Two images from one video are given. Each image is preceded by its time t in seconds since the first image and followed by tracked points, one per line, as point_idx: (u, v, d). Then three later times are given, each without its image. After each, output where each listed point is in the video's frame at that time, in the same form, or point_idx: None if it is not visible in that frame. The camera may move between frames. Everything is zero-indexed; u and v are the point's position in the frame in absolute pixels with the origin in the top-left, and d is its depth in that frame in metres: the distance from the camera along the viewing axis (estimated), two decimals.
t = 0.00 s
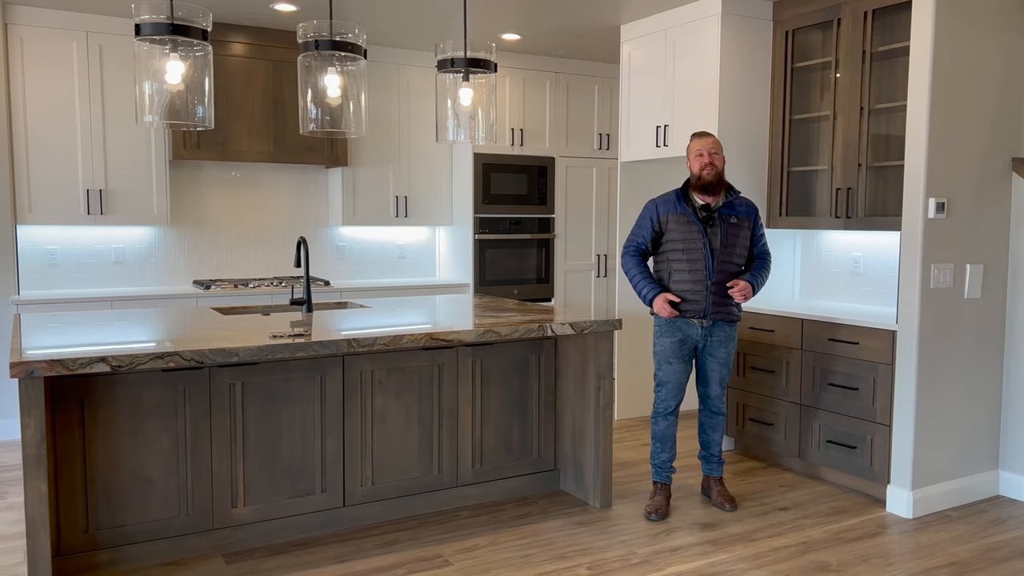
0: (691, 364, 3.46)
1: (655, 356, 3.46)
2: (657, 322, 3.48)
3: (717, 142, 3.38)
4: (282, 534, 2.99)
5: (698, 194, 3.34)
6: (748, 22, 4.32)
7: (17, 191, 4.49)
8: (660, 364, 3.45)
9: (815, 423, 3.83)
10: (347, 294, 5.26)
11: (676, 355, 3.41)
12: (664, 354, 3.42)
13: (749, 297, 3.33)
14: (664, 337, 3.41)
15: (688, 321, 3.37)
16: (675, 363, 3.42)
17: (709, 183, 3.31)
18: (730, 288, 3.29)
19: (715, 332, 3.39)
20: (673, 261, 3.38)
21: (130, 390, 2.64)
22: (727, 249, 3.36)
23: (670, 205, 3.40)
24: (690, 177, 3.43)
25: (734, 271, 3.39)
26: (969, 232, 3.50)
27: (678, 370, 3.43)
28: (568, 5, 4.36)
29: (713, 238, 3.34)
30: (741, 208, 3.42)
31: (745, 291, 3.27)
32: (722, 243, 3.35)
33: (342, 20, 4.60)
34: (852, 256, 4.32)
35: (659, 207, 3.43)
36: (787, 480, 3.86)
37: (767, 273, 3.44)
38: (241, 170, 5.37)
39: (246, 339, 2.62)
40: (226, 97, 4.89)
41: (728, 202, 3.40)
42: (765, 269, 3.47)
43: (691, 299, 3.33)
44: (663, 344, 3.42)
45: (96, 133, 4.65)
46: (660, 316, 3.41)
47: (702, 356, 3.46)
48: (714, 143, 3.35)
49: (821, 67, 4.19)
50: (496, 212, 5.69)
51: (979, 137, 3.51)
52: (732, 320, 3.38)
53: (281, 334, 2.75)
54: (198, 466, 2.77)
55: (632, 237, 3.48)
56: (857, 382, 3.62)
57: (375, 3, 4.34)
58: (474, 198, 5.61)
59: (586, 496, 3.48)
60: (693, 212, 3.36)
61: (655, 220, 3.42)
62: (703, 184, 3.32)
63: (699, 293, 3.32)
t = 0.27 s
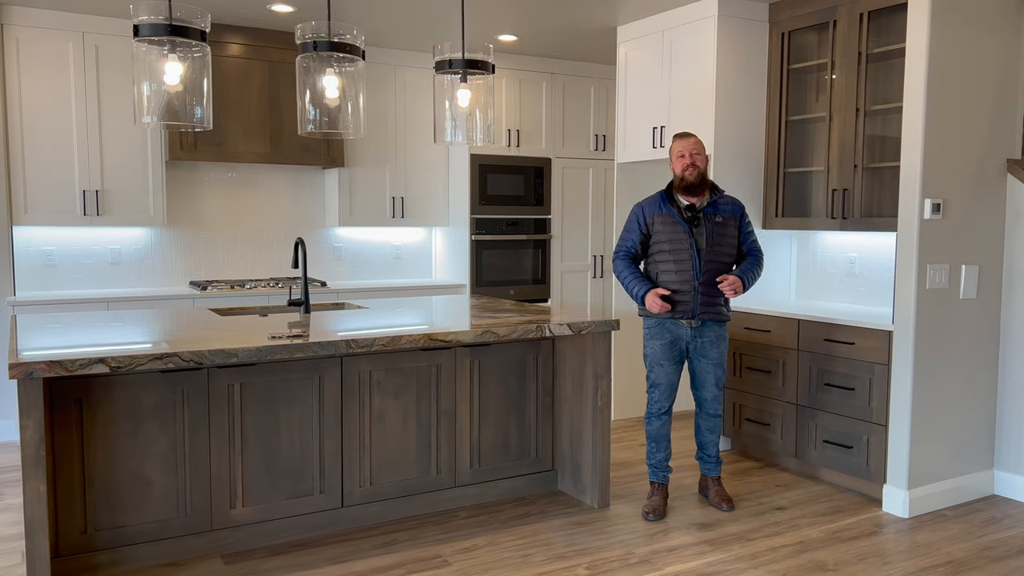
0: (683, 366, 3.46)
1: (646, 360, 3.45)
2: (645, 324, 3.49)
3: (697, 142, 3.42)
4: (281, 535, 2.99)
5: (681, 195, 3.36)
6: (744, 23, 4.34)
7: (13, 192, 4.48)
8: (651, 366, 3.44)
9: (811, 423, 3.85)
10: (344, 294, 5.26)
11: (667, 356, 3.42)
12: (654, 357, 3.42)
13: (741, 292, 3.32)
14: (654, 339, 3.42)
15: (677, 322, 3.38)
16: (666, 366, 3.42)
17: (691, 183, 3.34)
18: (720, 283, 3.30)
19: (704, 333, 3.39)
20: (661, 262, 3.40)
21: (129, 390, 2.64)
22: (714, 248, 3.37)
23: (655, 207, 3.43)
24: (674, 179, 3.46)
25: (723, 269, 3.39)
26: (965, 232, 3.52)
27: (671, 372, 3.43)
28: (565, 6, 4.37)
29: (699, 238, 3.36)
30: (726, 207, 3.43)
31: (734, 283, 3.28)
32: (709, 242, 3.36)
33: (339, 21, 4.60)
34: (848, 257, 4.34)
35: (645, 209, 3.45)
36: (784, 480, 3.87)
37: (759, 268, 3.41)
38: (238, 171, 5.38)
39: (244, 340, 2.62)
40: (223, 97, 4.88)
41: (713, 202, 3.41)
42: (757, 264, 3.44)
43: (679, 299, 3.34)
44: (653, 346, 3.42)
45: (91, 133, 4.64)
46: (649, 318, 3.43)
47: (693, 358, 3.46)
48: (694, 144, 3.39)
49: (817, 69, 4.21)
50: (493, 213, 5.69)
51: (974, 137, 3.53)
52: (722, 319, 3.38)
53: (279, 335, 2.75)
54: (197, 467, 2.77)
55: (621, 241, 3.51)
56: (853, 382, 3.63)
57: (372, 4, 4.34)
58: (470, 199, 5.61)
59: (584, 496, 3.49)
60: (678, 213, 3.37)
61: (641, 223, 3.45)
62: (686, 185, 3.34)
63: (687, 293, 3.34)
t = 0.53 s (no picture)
0: (678, 366, 3.47)
1: (640, 362, 3.46)
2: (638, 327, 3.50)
3: (685, 142, 3.40)
4: (281, 536, 2.99)
5: (667, 197, 3.38)
6: (741, 25, 4.35)
7: (11, 194, 4.47)
8: (645, 368, 3.45)
9: (810, 423, 3.86)
10: (342, 296, 5.26)
11: (661, 358, 3.42)
12: (648, 359, 3.43)
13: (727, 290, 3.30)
14: (647, 341, 3.42)
15: (668, 323, 3.39)
16: (660, 367, 3.43)
17: (676, 185, 3.34)
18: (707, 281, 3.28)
19: (697, 333, 3.39)
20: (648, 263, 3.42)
21: (128, 391, 2.64)
22: (700, 247, 3.37)
23: (641, 210, 3.46)
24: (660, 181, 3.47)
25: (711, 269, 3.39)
26: (962, 233, 3.53)
27: (665, 373, 3.44)
28: (563, 8, 4.38)
29: (686, 238, 3.36)
30: (711, 206, 3.43)
31: (719, 281, 3.24)
32: (695, 242, 3.37)
33: (337, 23, 4.60)
34: (846, 258, 4.35)
35: (632, 213, 3.48)
36: (782, 480, 3.88)
37: (750, 265, 3.38)
38: (236, 172, 5.38)
39: (244, 341, 2.62)
40: (221, 98, 4.89)
41: (698, 201, 3.41)
42: (749, 261, 3.41)
43: (668, 300, 3.35)
44: (646, 348, 3.43)
45: (90, 134, 4.63)
46: (640, 320, 3.45)
47: (688, 359, 3.45)
48: (681, 145, 3.37)
49: (815, 70, 4.23)
50: (491, 214, 5.70)
51: (972, 138, 3.54)
52: (713, 319, 3.38)
53: (279, 336, 2.75)
54: (196, 468, 2.77)
55: (610, 244, 3.53)
56: (852, 383, 3.64)
57: (371, 6, 4.35)
58: (468, 200, 5.62)
59: (583, 496, 3.49)
60: (664, 214, 3.39)
61: (629, 226, 3.48)
62: (670, 187, 3.35)
63: (675, 293, 3.35)
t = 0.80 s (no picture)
0: (674, 368, 3.47)
1: (637, 364, 3.47)
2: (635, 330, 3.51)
3: (675, 144, 3.41)
4: (281, 537, 2.99)
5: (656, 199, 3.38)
6: (741, 27, 4.36)
7: (11, 196, 4.47)
8: (642, 371, 3.46)
9: (810, 424, 3.87)
10: (342, 297, 5.26)
11: (657, 360, 3.43)
12: (645, 361, 3.44)
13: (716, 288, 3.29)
14: (643, 344, 3.43)
15: (663, 325, 3.39)
16: (656, 369, 3.44)
17: (664, 189, 3.36)
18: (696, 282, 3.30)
19: (692, 334, 3.39)
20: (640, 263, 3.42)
21: (129, 393, 2.64)
22: (691, 247, 3.37)
23: (631, 212, 3.46)
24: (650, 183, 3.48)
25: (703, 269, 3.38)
26: (961, 234, 3.54)
27: (662, 375, 3.45)
28: (563, 9, 4.39)
29: (676, 239, 3.36)
30: (702, 206, 3.42)
31: (707, 279, 3.25)
32: (685, 242, 3.37)
33: (338, 25, 4.61)
34: (845, 259, 4.36)
35: (622, 215, 3.49)
36: (782, 481, 3.88)
37: (743, 265, 3.36)
38: (236, 174, 5.38)
39: (245, 343, 2.63)
40: (221, 100, 4.89)
41: (688, 202, 3.41)
42: (741, 259, 3.39)
43: (662, 300, 3.36)
44: (643, 351, 3.44)
45: (90, 136, 4.64)
46: (636, 323, 3.45)
47: (684, 360, 3.46)
48: (671, 147, 3.37)
49: (814, 72, 4.24)
50: (491, 216, 5.70)
51: (971, 139, 3.55)
52: (708, 318, 3.37)
53: (280, 337, 2.75)
54: (197, 469, 2.77)
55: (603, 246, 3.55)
56: (851, 384, 3.65)
57: (372, 7, 4.36)
58: (467, 201, 5.62)
59: (583, 497, 3.49)
60: (654, 215, 3.39)
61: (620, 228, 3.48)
62: (659, 191, 3.36)
63: (667, 293, 3.35)
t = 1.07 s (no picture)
0: (673, 370, 3.47)
1: (635, 367, 3.47)
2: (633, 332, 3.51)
3: (670, 145, 3.42)
4: (283, 539, 2.99)
5: (651, 201, 3.39)
6: (741, 29, 4.36)
7: (13, 198, 4.48)
8: (640, 374, 3.46)
9: (811, 425, 3.87)
10: (343, 299, 5.27)
11: (655, 363, 3.43)
12: (643, 364, 3.44)
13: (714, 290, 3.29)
14: (641, 347, 3.43)
15: (661, 328, 3.39)
16: (655, 372, 3.44)
17: (659, 190, 3.36)
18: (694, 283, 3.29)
19: (690, 336, 3.39)
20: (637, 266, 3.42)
21: (131, 395, 2.65)
22: (688, 249, 3.38)
23: (627, 214, 3.47)
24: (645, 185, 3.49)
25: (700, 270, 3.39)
26: (962, 236, 3.54)
27: (660, 378, 3.45)
28: (564, 12, 4.40)
29: (672, 241, 3.37)
30: (697, 208, 3.43)
31: (705, 281, 3.24)
32: (682, 244, 3.37)
33: (339, 27, 4.62)
34: (846, 260, 4.36)
35: (618, 218, 3.50)
36: (783, 483, 3.89)
37: (739, 266, 3.37)
38: (238, 176, 5.39)
39: (247, 345, 2.63)
40: (222, 102, 4.90)
41: (683, 204, 3.42)
42: (738, 260, 3.40)
43: (659, 303, 3.36)
44: (641, 354, 3.44)
45: (91, 138, 4.65)
46: (634, 326, 3.45)
47: (683, 362, 3.46)
48: (665, 148, 3.39)
49: (814, 73, 4.24)
50: (491, 217, 5.71)
51: (971, 141, 3.55)
52: (706, 320, 3.38)
53: (281, 339, 2.76)
54: (199, 471, 2.78)
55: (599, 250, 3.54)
56: (852, 386, 3.65)
57: (373, 10, 4.36)
58: (468, 203, 5.63)
59: (584, 499, 3.50)
60: (650, 218, 3.40)
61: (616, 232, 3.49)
62: (654, 192, 3.37)
63: (665, 296, 3.35)
